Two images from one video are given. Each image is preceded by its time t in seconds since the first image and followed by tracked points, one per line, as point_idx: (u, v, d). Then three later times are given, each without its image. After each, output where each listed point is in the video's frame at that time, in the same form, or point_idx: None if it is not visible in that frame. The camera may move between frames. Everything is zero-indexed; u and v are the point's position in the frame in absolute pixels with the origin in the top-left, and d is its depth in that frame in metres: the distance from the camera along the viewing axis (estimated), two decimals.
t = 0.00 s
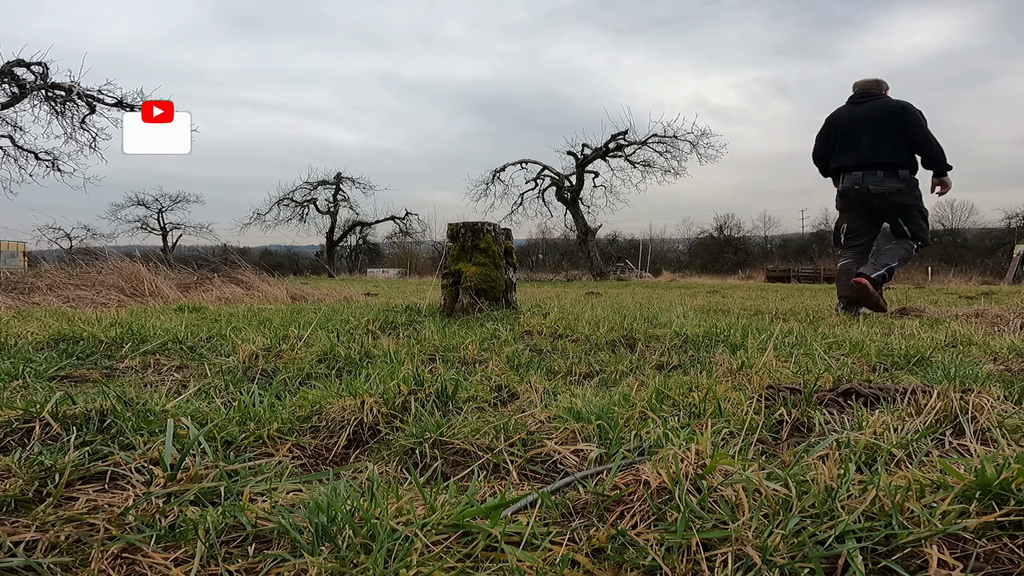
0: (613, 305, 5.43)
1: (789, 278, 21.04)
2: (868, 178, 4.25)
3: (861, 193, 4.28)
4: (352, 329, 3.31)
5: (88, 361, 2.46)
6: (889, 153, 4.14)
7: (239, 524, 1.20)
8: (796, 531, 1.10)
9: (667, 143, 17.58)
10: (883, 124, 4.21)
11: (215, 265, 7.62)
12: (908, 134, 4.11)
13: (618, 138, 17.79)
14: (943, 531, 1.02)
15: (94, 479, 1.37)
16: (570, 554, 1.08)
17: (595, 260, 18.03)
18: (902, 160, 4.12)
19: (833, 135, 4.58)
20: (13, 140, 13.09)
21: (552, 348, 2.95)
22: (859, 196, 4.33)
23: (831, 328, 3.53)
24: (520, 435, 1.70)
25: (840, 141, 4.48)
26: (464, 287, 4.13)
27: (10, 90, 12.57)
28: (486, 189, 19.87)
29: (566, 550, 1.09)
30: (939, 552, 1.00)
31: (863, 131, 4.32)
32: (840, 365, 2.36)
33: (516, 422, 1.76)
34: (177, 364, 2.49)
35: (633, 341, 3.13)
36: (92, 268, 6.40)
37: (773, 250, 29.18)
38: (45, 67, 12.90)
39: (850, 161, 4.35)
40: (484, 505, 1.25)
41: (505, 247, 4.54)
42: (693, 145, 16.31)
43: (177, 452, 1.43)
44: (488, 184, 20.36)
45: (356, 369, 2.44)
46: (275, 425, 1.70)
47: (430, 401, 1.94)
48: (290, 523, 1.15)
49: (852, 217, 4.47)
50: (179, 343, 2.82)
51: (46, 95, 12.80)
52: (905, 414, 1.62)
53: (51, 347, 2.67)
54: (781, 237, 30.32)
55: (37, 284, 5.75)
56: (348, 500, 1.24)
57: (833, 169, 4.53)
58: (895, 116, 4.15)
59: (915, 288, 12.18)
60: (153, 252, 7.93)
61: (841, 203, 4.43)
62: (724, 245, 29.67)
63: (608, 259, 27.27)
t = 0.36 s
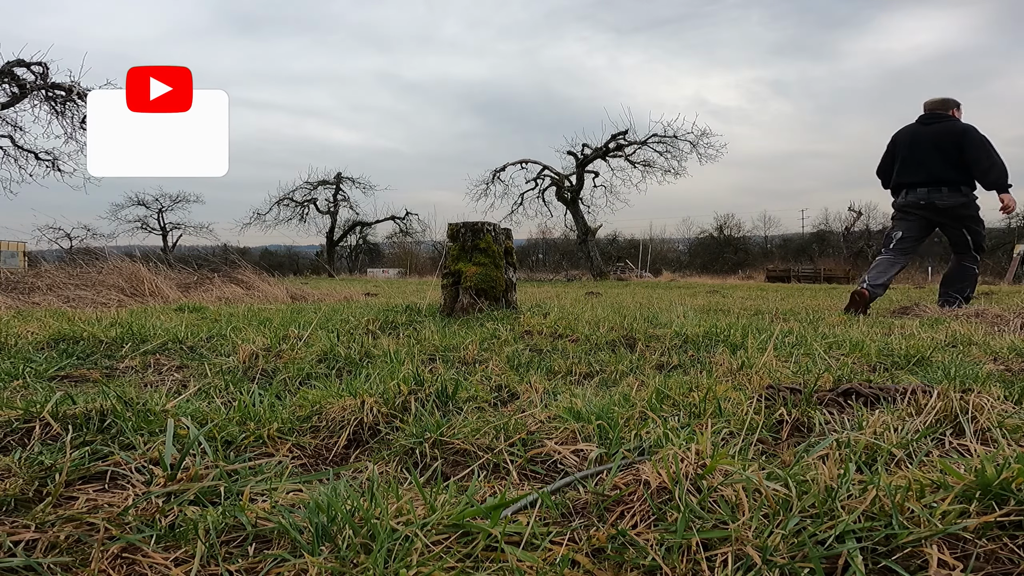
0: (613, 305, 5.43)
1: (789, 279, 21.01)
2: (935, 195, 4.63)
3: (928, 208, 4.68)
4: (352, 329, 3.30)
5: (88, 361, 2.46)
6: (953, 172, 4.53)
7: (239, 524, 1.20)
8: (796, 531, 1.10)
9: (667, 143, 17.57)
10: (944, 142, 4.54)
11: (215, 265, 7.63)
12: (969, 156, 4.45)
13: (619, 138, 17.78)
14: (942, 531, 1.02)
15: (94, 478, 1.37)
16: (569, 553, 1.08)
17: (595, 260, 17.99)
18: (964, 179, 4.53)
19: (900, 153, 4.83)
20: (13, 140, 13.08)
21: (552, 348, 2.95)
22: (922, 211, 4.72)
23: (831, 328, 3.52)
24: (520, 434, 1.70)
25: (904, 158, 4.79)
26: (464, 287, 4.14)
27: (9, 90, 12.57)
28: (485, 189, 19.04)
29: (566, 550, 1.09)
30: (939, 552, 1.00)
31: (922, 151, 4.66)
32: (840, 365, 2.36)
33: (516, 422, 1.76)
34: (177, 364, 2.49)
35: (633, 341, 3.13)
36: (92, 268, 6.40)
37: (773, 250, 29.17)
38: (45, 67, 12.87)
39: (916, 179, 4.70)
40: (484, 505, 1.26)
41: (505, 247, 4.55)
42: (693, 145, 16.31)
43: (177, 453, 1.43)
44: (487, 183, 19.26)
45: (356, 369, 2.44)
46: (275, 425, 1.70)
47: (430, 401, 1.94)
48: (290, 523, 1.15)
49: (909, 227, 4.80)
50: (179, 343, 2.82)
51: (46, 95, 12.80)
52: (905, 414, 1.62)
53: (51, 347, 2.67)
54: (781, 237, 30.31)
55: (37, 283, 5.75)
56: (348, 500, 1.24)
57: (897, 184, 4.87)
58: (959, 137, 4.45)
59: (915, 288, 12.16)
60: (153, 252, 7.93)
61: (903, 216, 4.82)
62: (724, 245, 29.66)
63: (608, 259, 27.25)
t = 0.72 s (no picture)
0: (613, 305, 5.43)
1: (789, 279, 21.01)
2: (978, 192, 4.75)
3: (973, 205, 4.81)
4: (352, 329, 3.30)
5: (88, 361, 2.46)
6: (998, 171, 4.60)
7: (239, 524, 1.20)
8: (796, 531, 1.10)
9: (667, 143, 17.56)
10: (998, 153, 4.59)
11: (215, 265, 7.64)
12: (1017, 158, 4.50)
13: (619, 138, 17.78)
14: (942, 531, 1.02)
15: (94, 478, 1.37)
16: (569, 553, 1.08)
17: (595, 260, 17.99)
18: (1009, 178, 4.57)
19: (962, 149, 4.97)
20: (13, 140, 13.06)
21: (552, 348, 2.95)
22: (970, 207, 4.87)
23: (831, 328, 3.53)
24: (520, 434, 1.70)
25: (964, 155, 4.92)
26: (464, 287, 4.14)
27: (9, 89, 12.56)
28: (486, 188, 18.95)
29: (566, 550, 1.09)
30: (939, 553, 1.00)
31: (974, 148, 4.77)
32: (840, 365, 2.36)
33: (516, 422, 1.76)
34: (177, 364, 2.50)
35: (633, 341, 3.13)
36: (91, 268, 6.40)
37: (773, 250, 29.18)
38: (45, 67, 12.86)
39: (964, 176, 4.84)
40: (483, 505, 1.26)
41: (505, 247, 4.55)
42: (693, 145, 16.29)
43: (177, 453, 1.43)
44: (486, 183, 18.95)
45: (356, 369, 2.44)
46: (275, 425, 1.70)
47: (430, 401, 1.94)
48: (290, 523, 1.15)
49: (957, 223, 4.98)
50: (179, 343, 2.82)
51: (46, 95, 12.80)
52: (905, 414, 1.62)
53: (50, 347, 2.67)
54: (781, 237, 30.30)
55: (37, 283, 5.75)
56: (348, 500, 1.24)
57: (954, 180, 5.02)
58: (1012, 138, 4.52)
59: (915, 288, 12.17)
60: (153, 252, 7.93)
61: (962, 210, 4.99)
62: (724, 245, 29.66)
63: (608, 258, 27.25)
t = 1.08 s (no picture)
0: (613, 304, 5.43)
1: (789, 279, 21.00)
2: None
3: None
4: (352, 329, 3.30)
5: (88, 361, 2.46)
6: None
7: (239, 524, 1.20)
8: (796, 531, 1.10)
9: (667, 143, 17.55)
10: None
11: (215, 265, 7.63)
12: None
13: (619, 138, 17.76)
14: (943, 531, 1.02)
15: (94, 478, 1.37)
16: (569, 553, 1.08)
17: (595, 260, 17.98)
18: None
19: None
20: (13, 140, 13.06)
21: (552, 348, 2.95)
22: None
23: (831, 328, 3.52)
24: (520, 434, 1.70)
25: None
26: (464, 287, 4.13)
27: (9, 89, 12.55)
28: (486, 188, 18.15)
29: (566, 550, 1.09)
30: (939, 552, 1.00)
31: None
32: (840, 365, 2.36)
33: (516, 422, 1.76)
34: (177, 364, 2.50)
35: (633, 341, 3.13)
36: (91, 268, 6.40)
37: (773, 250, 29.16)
38: (45, 67, 12.84)
39: None
40: (483, 505, 1.26)
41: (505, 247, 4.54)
42: (693, 145, 16.26)
43: (177, 453, 1.43)
44: (486, 183, 18.30)
45: (356, 369, 2.44)
46: (275, 425, 1.70)
47: (430, 401, 1.94)
48: (290, 523, 1.15)
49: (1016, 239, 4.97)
50: (179, 343, 2.82)
51: (46, 95, 12.78)
52: (905, 414, 1.62)
53: (50, 347, 2.68)
54: (782, 237, 30.27)
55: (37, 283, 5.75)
56: (348, 500, 1.24)
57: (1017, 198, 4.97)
58: None
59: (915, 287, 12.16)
60: (153, 252, 7.93)
61: None
62: (724, 245, 29.65)
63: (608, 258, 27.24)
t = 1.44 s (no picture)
0: (613, 304, 5.42)
1: (789, 279, 20.98)
2: None
3: None
4: (352, 329, 3.30)
5: (88, 361, 2.46)
6: None
7: (239, 524, 1.20)
8: (796, 531, 1.10)
9: (667, 143, 17.53)
10: None
11: (215, 266, 7.64)
12: None
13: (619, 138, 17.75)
14: (943, 531, 1.02)
15: (94, 479, 1.37)
16: (570, 553, 1.08)
17: (595, 260, 17.98)
18: None
19: None
20: (13, 140, 13.04)
21: (552, 348, 2.95)
22: None
23: (831, 328, 3.53)
24: (520, 434, 1.70)
25: None
26: (464, 287, 4.13)
27: (9, 89, 12.54)
28: (486, 188, 17.94)
29: (566, 550, 1.09)
30: (939, 552, 1.00)
31: None
32: (840, 365, 2.36)
33: (516, 422, 1.76)
34: (177, 364, 2.50)
35: (633, 341, 3.13)
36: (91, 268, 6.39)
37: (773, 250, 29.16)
38: (44, 66, 12.78)
39: None
40: (483, 505, 1.26)
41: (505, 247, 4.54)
42: (693, 145, 16.25)
43: (177, 453, 1.42)
44: (486, 182, 17.91)
45: (356, 369, 2.44)
46: (275, 425, 1.70)
47: (430, 400, 1.94)
48: (291, 523, 1.15)
49: None
50: (179, 343, 2.82)
51: (46, 95, 12.78)
52: (905, 414, 1.62)
53: (51, 347, 2.68)
54: (782, 237, 30.26)
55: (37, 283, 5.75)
56: (348, 499, 1.24)
57: None
58: None
59: (914, 288, 12.15)
60: (153, 252, 7.93)
61: None
62: (724, 245, 29.65)
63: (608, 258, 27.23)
